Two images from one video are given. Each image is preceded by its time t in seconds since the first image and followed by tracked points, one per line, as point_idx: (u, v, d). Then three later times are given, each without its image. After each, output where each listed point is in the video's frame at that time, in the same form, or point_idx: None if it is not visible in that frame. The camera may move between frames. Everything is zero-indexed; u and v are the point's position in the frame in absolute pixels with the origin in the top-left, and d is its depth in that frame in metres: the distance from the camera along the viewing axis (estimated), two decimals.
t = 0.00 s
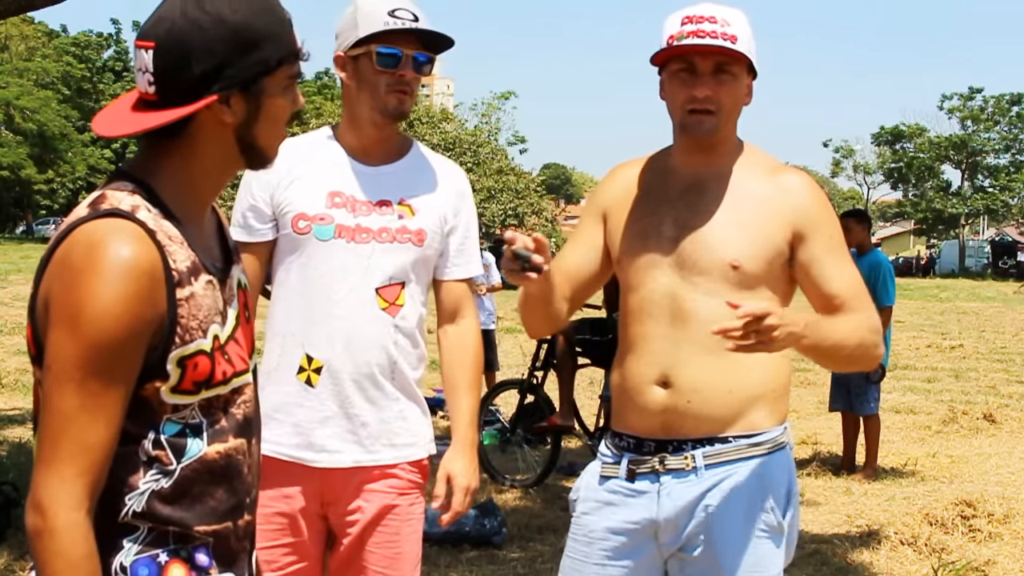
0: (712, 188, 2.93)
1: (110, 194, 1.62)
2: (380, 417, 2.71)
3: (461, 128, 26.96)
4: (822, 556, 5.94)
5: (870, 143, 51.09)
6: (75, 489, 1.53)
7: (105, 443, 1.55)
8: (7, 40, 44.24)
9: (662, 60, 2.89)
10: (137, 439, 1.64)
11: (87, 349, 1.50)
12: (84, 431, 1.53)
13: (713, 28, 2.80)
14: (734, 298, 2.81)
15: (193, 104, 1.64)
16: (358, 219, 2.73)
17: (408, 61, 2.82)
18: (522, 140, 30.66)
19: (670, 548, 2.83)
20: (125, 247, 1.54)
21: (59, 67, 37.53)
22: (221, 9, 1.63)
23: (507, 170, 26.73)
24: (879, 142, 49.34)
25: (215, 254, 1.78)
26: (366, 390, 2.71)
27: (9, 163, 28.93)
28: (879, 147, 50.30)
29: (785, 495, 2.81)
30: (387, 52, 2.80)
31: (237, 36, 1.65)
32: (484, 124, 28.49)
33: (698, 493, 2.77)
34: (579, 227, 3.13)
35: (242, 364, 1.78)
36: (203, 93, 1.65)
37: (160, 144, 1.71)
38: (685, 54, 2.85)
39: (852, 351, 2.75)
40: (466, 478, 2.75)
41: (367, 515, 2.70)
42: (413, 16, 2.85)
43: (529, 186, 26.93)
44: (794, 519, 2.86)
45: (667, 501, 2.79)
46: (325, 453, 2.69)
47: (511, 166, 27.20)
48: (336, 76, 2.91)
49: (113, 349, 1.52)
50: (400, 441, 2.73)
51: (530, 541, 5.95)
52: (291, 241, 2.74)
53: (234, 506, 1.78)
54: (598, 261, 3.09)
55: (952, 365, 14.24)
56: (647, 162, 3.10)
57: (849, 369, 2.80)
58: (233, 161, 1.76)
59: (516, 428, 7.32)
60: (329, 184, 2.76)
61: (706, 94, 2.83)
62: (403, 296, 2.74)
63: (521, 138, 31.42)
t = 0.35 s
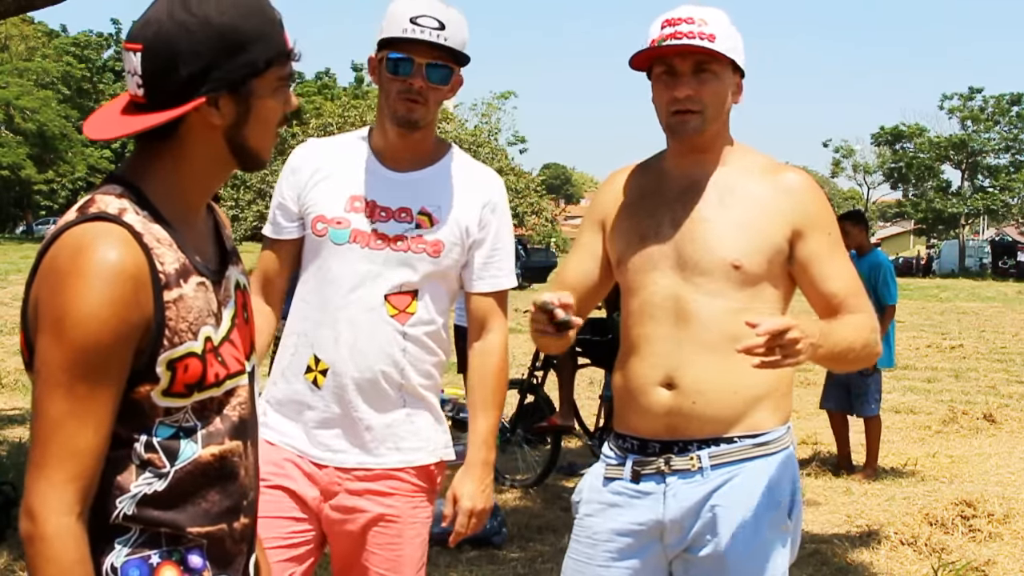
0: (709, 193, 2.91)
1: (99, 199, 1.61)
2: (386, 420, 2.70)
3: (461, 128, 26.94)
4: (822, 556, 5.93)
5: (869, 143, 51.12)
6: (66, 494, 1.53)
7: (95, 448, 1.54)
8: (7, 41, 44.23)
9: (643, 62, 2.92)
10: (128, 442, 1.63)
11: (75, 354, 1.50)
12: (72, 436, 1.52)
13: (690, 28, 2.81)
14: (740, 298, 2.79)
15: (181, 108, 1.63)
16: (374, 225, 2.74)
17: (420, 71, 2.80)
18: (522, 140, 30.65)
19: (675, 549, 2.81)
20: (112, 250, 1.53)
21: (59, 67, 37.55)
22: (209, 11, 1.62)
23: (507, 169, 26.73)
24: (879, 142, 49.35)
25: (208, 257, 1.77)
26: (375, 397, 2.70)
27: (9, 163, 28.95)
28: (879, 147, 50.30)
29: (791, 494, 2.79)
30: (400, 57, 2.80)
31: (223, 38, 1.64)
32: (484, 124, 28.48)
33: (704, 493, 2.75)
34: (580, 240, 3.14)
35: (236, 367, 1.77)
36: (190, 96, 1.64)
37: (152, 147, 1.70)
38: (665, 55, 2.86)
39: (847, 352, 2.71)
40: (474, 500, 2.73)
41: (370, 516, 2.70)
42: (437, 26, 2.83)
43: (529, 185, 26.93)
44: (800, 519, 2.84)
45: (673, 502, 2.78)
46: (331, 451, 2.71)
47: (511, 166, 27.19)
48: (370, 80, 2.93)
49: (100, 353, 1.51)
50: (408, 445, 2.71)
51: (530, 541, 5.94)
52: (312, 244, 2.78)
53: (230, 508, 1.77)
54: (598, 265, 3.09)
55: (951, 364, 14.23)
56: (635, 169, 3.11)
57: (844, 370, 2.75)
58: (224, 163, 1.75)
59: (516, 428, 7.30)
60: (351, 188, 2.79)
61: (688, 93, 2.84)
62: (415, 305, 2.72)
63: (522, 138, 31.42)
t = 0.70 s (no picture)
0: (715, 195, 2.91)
1: (95, 198, 1.62)
2: (395, 423, 2.70)
3: (461, 128, 26.93)
4: (823, 556, 5.93)
5: (869, 143, 51.12)
6: (53, 495, 1.53)
7: (84, 448, 1.55)
8: (7, 41, 44.22)
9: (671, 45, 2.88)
10: (121, 441, 1.64)
11: (65, 353, 1.50)
12: (61, 436, 1.53)
13: (726, 27, 2.80)
14: (734, 302, 2.80)
15: (179, 109, 1.64)
16: (374, 225, 2.74)
17: (423, 65, 2.82)
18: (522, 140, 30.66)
19: (672, 548, 2.82)
20: (104, 250, 1.53)
21: (59, 67, 37.57)
22: (208, 11, 1.63)
23: (507, 170, 26.73)
24: (878, 143, 49.35)
25: (206, 257, 1.77)
26: (382, 398, 2.70)
27: (8, 163, 28.98)
28: (879, 147, 50.30)
29: (788, 491, 2.81)
30: (404, 54, 2.82)
31: (223, 40, 1.64)
32: (484, 124, 28.47)
33: (700, 492, 2.76)
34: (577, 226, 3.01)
35: (234, 367, 1.77)
36: (191, 96, 1.64)
37: (151, 148, 1.71)
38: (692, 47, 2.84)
39: (836, 362, 2.73)
40: (492, 492, 2.73)
41: (381, 520, 2.71)
42: (437, 21, 2.86)
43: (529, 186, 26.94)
44: (795, 516, 2.86)
45: (670, 501, 2.78)
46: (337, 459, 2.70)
47: (511, 166, 27.20)
48: (364, 80, 2.94)
49: (89, 353, 1.52)
50: (416, 449, 2.72)
51: (530, 541, 5.94)
52: (312, 248, 2.77)
53: (227, 508, 1.77)
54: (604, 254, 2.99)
55: (951, 365, 14.23)
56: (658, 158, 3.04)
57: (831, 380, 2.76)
58: (223, 164, 1.75)
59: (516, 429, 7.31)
60: (350, 189, 2.78)
61: (703, 90, 2.83)
62: (421, 303, 2.74)
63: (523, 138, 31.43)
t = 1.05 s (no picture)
0: (718, 193, 2.91)
1: (98, 198, 1.60)
2: (398, 423, 2.70)
3: (461, 127, 26.92)
4: (822, 556, 5.92)
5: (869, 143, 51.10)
6: (60, 495, 1.53)
7: (91, 448, 1.54)
8: (8, 41, 44.23)
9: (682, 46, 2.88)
10: (126, 442, 1.63)
11: (71, 352, 1.50)
12: (69, 436, 1.52)
13: (738, 27, 2.80)
14: (741, 306, 2.81)
15: (186, 108, 1.64)
16: (370, 224, 2.73)
17: (415, 62, 2.81)
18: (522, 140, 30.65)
19: (672, 547, 2.81)
20: (110, 249, 1.53)
21: (60, 66, 37.59)
22: (212, 11, 1.62)
23: (507, 170, 26.73)
24: (878, 142, 49.34)
25: (209, 256, 1.77)
26: (387, 398, 2.70)
27: (8, 163, 29.03)
28: (878, 147, 50.29)
29: (788, 491, 2.82)
30: (394, 52, 2.80)
31: (226, 39, 1.63)
32: (484, 124, 28.46)
33: (701, 491, 2.75)
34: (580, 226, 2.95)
35: (237, 366, 1.77)
36: (195, 96, 1.64)
37: (154, 148, 1.70)
38: (705, 46, 2.84)
39: (837, 371, 2.72)
40: (477, 483, 2.74)
41: (384, 521, 2.73)
42: (421, 16, 2.85)
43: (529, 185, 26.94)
44: (796, 515, 2.85)
45: (671, 500, 2.77)
46: (342, 462, 2.69)
47: (511, 166, 27.19)
48: (347, 80, 2.90)
49: (97, 353, 1.51)
50: (418, 449, 2.72)
51: (530, 541, 5.94)
52: (307, 250, 2.75)
53: (231, 508, 1.77)
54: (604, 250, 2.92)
55: (951, 365, 14.23)
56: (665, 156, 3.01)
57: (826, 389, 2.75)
58: (227, 163, 1.74)
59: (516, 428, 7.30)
60: (342, 190, 2.77)
61: (714, 88, 2.82)
62: (419, 300, 2.73)
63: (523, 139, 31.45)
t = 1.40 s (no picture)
0: (706, 196, 2.91)
1: (93, 198, 1.60)
2: (392, 422, 2.70)
3: (461, 127, 26.92)
4: (823, 556, 5.92)
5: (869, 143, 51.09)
6: (65, 496, 1.52)
7: (92, 451, 1.53)
8: (8, 41, 44.21)
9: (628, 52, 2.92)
10: (123, 443, 1.62)
11: (70, 353, 1.49)
12: (70, 438, 1.51)
13: (677, 24, 2.83)
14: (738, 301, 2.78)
15: (181, 112, 1.63)
16: (365, 224, 2.73)
17: (413, 60, 2.81)
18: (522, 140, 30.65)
19: (678, 550, 2.81)
20: (107, 250, 1.52)
21: (61, 66, 37.62)
22: (209, 14, 1.62)
23: (507, 170, 26.74)
24: (878, 142, 49.34)
25: (200, 258, 1.77)
26: (382, 398, 2.70)
27: (8, 161, 29.20)
28: (879, 147, 50.28)
29: (795, 494, 2.79)
30: (393, 51, 2.79)
31: (222, 43, 1.63)
32: (484, 123, 28.46)
33: (705, 494, 2.75)
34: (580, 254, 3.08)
35: (229, 368, 1.77)
36: (191, 99, 1.63)
37: (147, 150, 1.70)
38: (653, 48, 2.87)
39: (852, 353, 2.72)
40: (475, 496, 2.74)
41: (379, 522, 2.71)
42: (419, 15, 2.84)
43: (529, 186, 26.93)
44: (803, 520, 2.83)
45: (674, 504, 2.77)
46: (336, 461, 2.68)
47: (511, 166, 27.20)
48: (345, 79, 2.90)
49: (96, 354, 1.50)
50: (413, 449, 2.71)
51: (530, 541, 5.93)
52: (301, 249, 2.75)
53: (223, 507, 1.77)
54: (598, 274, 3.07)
55: (951, 365, 14.23)
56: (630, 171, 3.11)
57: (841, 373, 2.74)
58: (222, 163, 1.75)
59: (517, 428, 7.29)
60: (338, 189, 2.76)
61: (669, 86, 2.84)
62: (414, 300, 2.73)
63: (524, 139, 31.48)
